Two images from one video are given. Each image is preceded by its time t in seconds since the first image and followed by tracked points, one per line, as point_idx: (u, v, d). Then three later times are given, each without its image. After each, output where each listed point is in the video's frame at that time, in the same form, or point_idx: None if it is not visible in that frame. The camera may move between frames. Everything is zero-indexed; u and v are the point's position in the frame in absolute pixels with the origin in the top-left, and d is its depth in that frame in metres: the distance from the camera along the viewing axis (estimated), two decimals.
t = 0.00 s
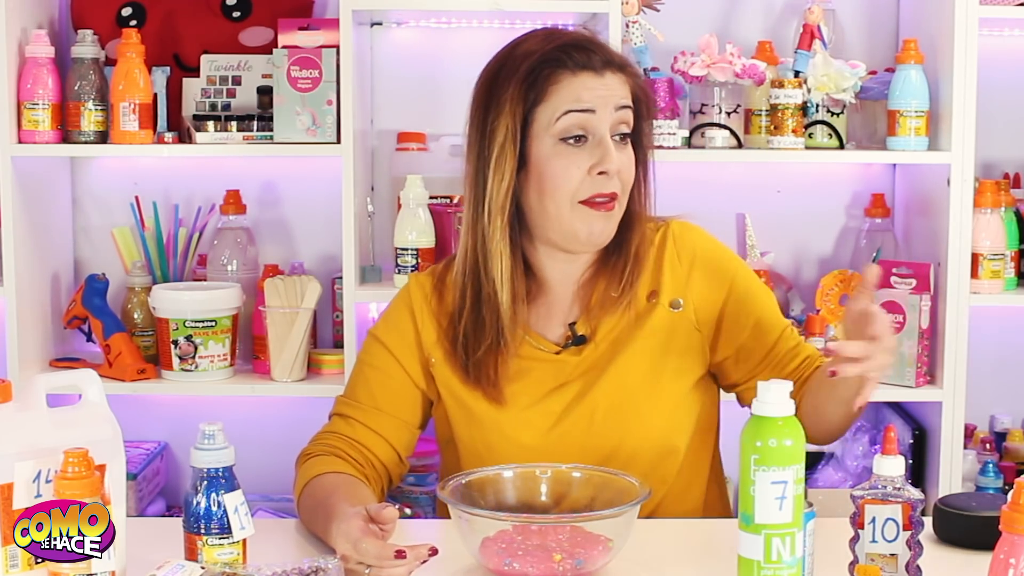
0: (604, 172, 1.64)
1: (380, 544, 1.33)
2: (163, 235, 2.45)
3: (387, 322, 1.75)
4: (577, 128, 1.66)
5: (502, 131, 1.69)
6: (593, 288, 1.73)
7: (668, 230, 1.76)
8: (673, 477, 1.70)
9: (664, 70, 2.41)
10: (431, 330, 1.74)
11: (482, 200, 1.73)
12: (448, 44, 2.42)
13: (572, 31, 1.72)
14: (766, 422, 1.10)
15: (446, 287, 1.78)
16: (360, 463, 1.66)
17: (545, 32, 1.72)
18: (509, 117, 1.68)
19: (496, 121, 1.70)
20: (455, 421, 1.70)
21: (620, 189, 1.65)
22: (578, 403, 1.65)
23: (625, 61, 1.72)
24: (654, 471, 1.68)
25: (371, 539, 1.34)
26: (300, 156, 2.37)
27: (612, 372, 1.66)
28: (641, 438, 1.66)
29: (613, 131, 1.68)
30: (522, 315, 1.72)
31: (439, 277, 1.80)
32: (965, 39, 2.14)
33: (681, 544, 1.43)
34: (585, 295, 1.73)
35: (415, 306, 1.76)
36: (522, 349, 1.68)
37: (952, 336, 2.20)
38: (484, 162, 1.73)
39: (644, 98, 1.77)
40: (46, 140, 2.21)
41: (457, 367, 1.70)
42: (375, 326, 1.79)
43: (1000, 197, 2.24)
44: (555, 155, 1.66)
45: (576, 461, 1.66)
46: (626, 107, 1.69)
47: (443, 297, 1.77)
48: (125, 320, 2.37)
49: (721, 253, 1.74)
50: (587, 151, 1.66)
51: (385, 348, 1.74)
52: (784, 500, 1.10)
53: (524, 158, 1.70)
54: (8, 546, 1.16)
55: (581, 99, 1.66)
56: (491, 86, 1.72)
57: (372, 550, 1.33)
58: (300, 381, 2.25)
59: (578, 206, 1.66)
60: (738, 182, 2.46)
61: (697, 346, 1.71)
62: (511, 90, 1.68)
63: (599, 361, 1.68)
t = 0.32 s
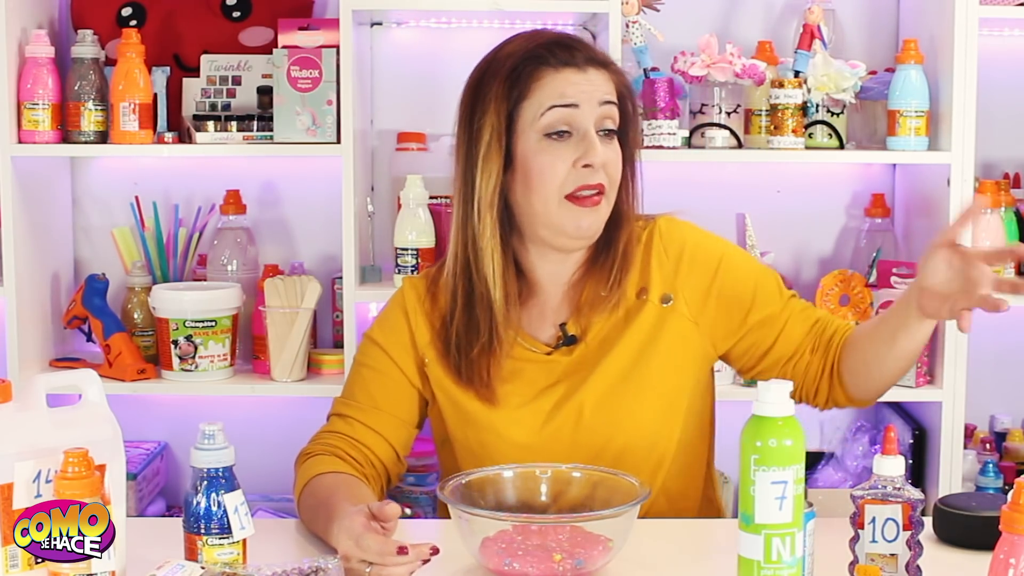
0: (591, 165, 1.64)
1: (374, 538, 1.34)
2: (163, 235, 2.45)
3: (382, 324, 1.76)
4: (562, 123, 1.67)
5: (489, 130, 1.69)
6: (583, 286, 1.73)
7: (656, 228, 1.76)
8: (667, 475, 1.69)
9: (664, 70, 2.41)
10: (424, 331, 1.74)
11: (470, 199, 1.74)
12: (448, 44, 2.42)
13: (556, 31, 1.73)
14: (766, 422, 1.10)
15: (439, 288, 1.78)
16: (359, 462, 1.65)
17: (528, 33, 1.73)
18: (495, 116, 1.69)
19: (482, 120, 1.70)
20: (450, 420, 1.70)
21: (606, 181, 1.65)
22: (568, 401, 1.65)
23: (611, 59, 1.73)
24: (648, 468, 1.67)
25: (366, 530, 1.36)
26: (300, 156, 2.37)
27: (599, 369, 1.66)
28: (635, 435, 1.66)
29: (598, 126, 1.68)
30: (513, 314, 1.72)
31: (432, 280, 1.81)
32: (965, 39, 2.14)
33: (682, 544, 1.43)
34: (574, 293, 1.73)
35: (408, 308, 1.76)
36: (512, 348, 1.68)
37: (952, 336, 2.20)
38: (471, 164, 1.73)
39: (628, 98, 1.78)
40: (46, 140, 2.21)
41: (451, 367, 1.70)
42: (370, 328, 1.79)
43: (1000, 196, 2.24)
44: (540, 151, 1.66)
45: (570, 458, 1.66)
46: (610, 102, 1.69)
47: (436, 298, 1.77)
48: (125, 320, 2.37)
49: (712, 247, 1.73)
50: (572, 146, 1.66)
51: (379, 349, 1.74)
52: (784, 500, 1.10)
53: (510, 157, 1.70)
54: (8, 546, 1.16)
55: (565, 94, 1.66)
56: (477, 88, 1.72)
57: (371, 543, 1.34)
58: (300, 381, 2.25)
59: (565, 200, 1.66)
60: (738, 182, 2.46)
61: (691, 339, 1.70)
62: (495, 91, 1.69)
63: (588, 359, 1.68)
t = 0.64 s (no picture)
0: (539, 153, 1.68)
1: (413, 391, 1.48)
2: (163, 235, 2.45)
3: (387, 324, 1.76)
4: (521, 114, 1.71)
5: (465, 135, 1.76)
6: (586, 284, 1.74)
7: (664, 232, 1.76)
8: (672, 476, 1.69)
9: (664, 70, 2.41)
10: (428, 328, 1.77)
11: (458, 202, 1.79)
12: (448, 44, 2.42)
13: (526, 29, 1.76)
14: (766, 421, 1.10)
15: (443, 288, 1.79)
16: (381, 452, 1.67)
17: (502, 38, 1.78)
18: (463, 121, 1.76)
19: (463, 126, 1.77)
20: (455, 418, 1.71)
21: (569, 168, 1.68)
22: (574, 399, 1.67)
23: (584, 47, 1.74)
24: (653, 468, 1.67)
25: (408, 392, 1.47)
26: (300, 156, 2.37)
27: (609, 368, 1.68)
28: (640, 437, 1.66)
29: (559, 116, 1.70)
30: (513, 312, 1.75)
31: (437, 279, 1.81)
32: (965, 39, 2.14)
33: (681, 544, 1.43)
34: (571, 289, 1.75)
35: (413, 307, 1.78)
36: (513, 347, 1.72)
37: (952, 336, 2.20)
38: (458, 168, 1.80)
39: (620, 85, 1.75)
40: (46, 140, 2.21)
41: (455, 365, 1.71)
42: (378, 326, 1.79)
43: (1000, 197, 2.24)
44: (501, 144, 1.71)
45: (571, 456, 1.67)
46: (572, 91, 1.70)
47: (441, 300, 1.78)
48: (125, 320, 2.37)
49: (716, 255, 1.73)
50: (528, 136, 1.70)
51: (385, 345, 1.73)
52: (784, 500, 1.10)
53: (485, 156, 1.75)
54: (8, 546, 1.16)
55: (519, 86, 1.71)
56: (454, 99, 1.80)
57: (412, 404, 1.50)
58: (300, 381, 2.25)
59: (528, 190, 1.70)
60: (737, 182, 2.46)
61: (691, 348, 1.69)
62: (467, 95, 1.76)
63: (595, 360, 1.70)
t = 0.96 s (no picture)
0: (525, 161, 1.64)
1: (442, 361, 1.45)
2: (163, 235, 2.45)
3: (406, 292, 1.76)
4: (509, 121, 1.67)
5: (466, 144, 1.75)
6: (586, 280, 1.71)
7: (657, 219, 1.75)
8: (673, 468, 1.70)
9: (664, 70, 2.42)
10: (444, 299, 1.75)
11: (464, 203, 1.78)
12: (447, 44, 2.42)
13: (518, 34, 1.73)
14: (766, 421, 1.10)
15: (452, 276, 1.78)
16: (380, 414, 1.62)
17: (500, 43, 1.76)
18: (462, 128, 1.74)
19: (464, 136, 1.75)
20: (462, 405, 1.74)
21: (557, 174, 1.63)
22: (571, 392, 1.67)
23: (578, 48, 1.69)
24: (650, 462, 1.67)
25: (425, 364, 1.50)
26: (300, 156, 2.37)
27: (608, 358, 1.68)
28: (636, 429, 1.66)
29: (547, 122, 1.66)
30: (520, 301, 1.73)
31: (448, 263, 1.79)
32: (965, 38, 2.14)
33: (681, 544, 1.43)
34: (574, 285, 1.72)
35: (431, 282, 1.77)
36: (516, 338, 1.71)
37: (952, 336, 2.20)
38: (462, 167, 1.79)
39: (616, 84, 1.69)
40: (46, 140, 2.21)
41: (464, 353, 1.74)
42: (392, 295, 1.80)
43: (1000, 196, 2.24)
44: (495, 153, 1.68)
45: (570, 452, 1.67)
46: (557, 95, 1.66)
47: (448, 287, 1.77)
48: (125, 320, 2.37)
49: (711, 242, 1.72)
50: (517, 143, 1.66)
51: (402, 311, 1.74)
52: (784, 500, 1.10)
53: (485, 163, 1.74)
54: (8, 546, 1.16)
55: (505, 94, 1.68)
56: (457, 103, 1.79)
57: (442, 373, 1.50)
58: (300, 381, 2.25)
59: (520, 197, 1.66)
60: (738, 182, 2.46)
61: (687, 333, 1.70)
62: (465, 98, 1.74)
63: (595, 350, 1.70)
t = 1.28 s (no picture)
0: (524, 173, 1.64)
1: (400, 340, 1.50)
2: (163, 235, 2.45)
3: (408, 282, 1.80)
4: (509, 130, 1.66)
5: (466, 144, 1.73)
6: (586, 284, 1.71)
7: (661, 221, 1.73)
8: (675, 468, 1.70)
9: (664, 70, 2.42)
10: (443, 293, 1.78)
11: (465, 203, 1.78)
12: (447, 44, 2.42)
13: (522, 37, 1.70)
14: (766, 422, 1.10)
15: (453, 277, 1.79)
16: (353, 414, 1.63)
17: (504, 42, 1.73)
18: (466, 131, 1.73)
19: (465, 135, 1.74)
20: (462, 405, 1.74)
21: (557, 186, 1.64)
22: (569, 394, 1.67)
23: (582, 55, 1.67)
24: (648, 466, 1.67)
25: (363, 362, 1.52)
26: (300, 156, 2.37)
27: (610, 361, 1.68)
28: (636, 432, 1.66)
29: (547, 133, 1.65)
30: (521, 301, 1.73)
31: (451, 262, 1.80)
32: (965, 38, 2.14)
33: (680, 544, 1.43)
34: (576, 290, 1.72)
35: (433, 275, 1.80)
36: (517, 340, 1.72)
37: (953, 336, 2.20)
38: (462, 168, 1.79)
39: (620, 93, 1.67)
40: (46, 140, 2.21)
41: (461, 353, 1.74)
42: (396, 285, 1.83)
43: (1000, 196, 2.24)
44: (495, 161, 1.68)
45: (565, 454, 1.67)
46: (559, 106, 1.65)
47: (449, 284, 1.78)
48: (126, 320, 2.37)
49: (717, 243, 1.70)
50: (518, 153, 1.66)
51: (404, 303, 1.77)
52: (784, 500, 1.10)
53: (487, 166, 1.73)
54: (8, 546, 1.16)
55: (507, 102, 1.66)
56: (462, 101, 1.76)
57: (413, 363, 1.49)
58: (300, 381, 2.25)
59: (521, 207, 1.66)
60: (738, 182, 2.46)
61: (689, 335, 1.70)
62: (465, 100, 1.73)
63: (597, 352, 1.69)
